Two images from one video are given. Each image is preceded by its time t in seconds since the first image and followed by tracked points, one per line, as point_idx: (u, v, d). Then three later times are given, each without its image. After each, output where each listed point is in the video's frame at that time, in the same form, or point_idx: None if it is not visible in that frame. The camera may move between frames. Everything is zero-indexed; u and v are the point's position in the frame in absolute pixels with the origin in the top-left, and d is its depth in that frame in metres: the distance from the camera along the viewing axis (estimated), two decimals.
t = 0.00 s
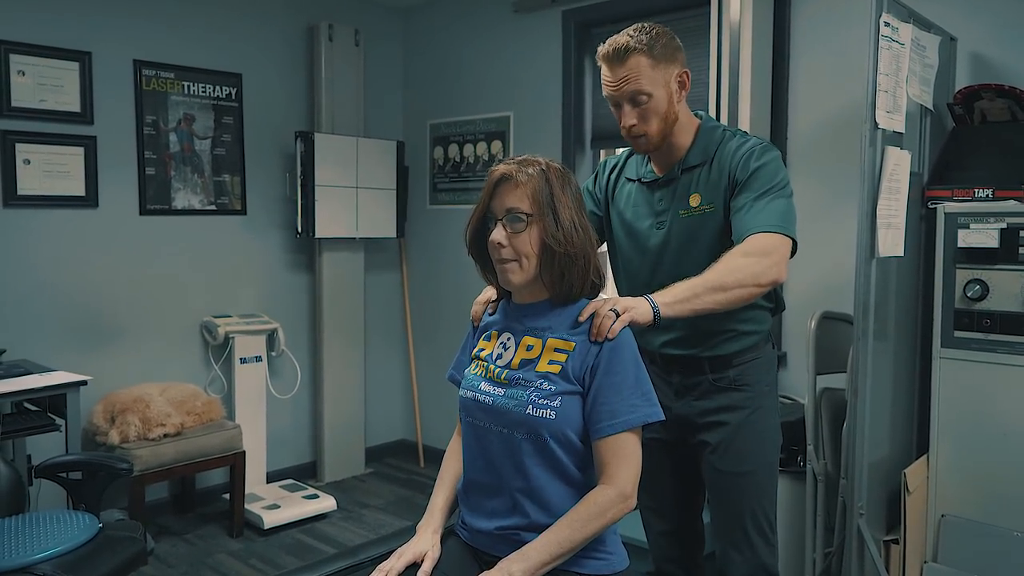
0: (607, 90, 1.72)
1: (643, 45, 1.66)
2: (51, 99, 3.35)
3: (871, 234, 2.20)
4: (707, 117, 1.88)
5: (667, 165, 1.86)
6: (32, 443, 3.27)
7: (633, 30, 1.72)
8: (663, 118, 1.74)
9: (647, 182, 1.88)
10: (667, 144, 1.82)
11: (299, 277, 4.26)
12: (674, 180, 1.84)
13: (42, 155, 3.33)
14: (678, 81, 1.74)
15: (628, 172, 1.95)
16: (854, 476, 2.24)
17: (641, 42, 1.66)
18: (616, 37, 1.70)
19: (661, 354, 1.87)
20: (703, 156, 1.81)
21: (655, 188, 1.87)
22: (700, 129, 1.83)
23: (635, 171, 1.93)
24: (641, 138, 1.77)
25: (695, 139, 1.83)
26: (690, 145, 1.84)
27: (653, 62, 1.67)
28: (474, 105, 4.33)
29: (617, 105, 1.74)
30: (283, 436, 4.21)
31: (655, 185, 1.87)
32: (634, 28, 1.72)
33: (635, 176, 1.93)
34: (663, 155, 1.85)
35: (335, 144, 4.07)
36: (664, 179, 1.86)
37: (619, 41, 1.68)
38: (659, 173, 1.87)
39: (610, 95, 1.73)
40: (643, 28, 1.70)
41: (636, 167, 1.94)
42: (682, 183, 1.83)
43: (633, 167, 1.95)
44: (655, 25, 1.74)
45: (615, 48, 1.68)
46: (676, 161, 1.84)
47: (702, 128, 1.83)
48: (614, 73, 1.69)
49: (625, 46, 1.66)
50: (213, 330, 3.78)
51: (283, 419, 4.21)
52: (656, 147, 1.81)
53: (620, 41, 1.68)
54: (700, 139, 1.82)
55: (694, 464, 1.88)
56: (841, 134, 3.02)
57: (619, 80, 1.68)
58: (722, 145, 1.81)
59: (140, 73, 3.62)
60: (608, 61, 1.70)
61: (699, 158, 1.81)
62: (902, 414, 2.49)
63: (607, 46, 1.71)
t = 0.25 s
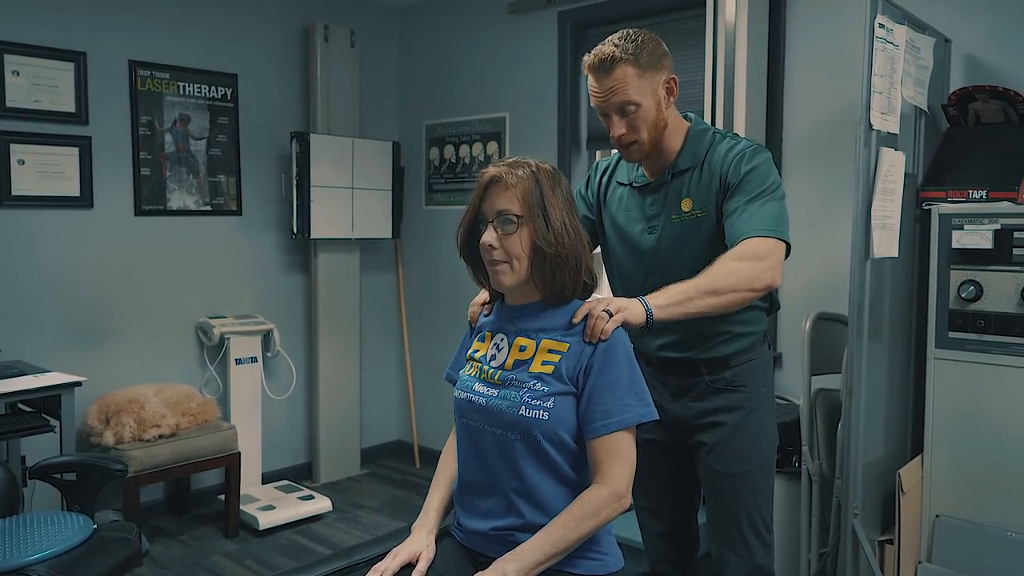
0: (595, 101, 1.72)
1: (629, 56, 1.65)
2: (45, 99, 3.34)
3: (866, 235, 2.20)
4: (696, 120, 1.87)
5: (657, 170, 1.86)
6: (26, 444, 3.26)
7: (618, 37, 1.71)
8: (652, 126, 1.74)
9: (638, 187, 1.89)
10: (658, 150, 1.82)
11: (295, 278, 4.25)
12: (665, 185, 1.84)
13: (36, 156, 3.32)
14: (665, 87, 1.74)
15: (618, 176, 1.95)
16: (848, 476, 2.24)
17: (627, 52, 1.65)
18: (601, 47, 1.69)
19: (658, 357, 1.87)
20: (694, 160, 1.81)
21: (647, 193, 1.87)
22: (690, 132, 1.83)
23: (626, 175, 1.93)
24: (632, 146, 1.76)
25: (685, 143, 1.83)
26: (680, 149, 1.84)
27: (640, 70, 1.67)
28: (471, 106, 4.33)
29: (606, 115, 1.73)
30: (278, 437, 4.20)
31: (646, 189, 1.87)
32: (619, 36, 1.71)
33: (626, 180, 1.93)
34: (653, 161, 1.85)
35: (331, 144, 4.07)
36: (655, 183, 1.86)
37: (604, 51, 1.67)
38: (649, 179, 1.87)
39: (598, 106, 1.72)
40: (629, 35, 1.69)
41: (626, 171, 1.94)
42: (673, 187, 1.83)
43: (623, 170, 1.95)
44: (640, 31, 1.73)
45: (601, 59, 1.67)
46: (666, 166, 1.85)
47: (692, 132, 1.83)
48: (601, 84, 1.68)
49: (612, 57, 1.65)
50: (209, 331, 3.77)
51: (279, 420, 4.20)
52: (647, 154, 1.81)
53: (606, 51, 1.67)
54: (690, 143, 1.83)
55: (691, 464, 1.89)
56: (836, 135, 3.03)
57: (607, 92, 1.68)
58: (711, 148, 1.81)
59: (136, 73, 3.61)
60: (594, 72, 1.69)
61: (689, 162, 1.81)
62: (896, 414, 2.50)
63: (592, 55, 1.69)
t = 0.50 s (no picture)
0: (595, 96, 1.73)
1: (629, 50, 1.67)
2: (41, 99, 3.33)
3: (862, 235, 2.21)
4: (695, 118, 1.88)
5: (656, 167, 1.87)
6: (21, 445, 3.25)
7: (619, 34, 1.72)
8: (651, 122, 1.75)
9: (636, 184, 1.89)
10: (656, 147, 1.83)
11: (291, 278, 4.25)
12: (663, 182, 1.84)
13: (32, 156, 3.32)
14: (665, 84, 1.75)
15: (617, 173, 1.96)
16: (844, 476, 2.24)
17: (628, 46, 1.67)
18: (602, 42, 1.70)
19: (652, 356, 1.87)
20: (692, 158, 1.82)
21: (645, 190, 1.88)
22: (689, 130, 1.83)
23: (625, 173, 1.94)
24: (630, 142, 1.77)
25: (683, 141, 1.84)
26: (679, 147, 1.84)
27: (640, 66, 1.68)
28: (467, 106, 4.33)
29: (605, 110, 1.74)
30: (274, 437, 4.20)
31: (645, 187, 1.88)
32: (620, 33, 1.72)
33: (624, 178, 1.93)
34: (652, 158, 1.86)
35: (327, 144, 4.07)
36: (653, 181, 1.86)
37: (605, 46, 1.69)
38: (648, 176, 1.88)
39: (598, 100, 1.73)
40: (630, 31, 1.70)
41: (625, 169, 1.95)
42: (671, 185, 1.83)
43: (623, 168, 1.96)
44: (641, 28, 1.74)
45: (602, 53, 1.68)
46: (665, 163, 1.85)
47: (690, 129, 1.83)
48: (601, 78, 1.69)
49: (613, 51, 1.67)
50: (205, 331, 3.77)
51: (275, 420, 4.20)
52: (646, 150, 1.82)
53: (606, 46, 1.68)
54: (689, 141, 1.83)
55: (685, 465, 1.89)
56: (831, 136, 3.03)
57: (607, 85, 1.69)
58: (709, 146, 1.81)
59: (132, 73, 3.61)
60: (595, 66, 1.70)
61: (687, 160, 1.82)
62: (892, 414, 2.50)
63: (593, 50, 1.71)
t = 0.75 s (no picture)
0: (595, 90, 1.73)
1: (631, 46, 1.67)
2: (37, 97, 3.33)
3: (858, 233, 2.21)
4: (693, 117, 1.88)
5: (654, 164, 1.87)
6: (18, 444, 3.25)
7: (621, 31, 1.72)
8: (650, 119, 1.75)
9: (632, 181, 1.89)
10: (654, 144, 1.83)
11: (288, 277, 4.24)
12: (659, 180, 1.84)
13: (28, 154, 3.31)
14: (664, 82, 1.75)
15: (613, 171, 1.96)
16: (841, 474, 2.25)
17: (628, 43, 1.67)
18: (603, 38, 1.71)
19: (647, 353, 1.87)
20: (689, 156, 1.82)
21: (641, 187, 1.88)
22: (687, 129, 1.84)
23: (621, 170, 1.94)
24: (628, 138, 1.77)
25: (681, 139, 1.84)
26: (676, 145, 1.84)
27: (641, 62, 1.68)
28: (464, 105, 4.33)
29: (604, 105, 1.74)
30: (271, 436, 4.20)
31: (641, 184, 1.88)
32: (622, 29, 1.72)
33: (620, 175, 1.93)
34: (650, 154, 1.86)
35: (324, 143, 4.06)
36: (649, 178, 1.86)
37: (606, 41, 1.69)
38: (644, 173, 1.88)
39: (596, 96, 1.73)
40: (630, 29, 1.70)
41: (621, 166, 1.95)
42: (667, 183, 1.83)
43: (619, 165, 1.96)
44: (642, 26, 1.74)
45: (603, 48, 1.68)
46: (662, 160, 1.85)
47: (689, 128, 1.83)
48: (601, 73, 1.69)
49: (614, 46, 1.67)
50: (201, 330, 3.76)
51: (272, 419, 4.19)
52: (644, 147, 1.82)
53: (607, 42, 1.68)
54: (687, 139, 1.83)
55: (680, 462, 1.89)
56: (828, 134, 3.04)
57: (607, 81, 1.69)
58: (706, 144, 1.81)
59: (128, 72, 3.60)
60: (595, 62, 1.70)
61: (684, 158, 1.82)
62: (889, 412, 2.51)
63: (593, 46, 1.71)
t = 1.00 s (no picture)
0: (603, 82, 1.73)
1: (642, 37, 1.68)
2: (33, 95, 3.32)
3: (855, 230, 2.22)
4: (698, 113, 1.89)
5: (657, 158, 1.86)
6: (15, 442, 3.24)
7: (630, 25, 1.73)
8: (656, 111, 1.75)
9: (634, 174, 1.89)
10: (658, 138, 1.83)
11: (286, 275, 4.24)
12: (661, 173, 1.84)
13: (25, 152, 3.30)
14: (672, 76, 1.75)
15: (616, 164, 1.96)
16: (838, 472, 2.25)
17: (637, 34, 1.68)
18: (613, 31, 1.71)
19: (643, 349, 1.88)
20: (691, 151, 1.82)
21: (642, 180, 1.88)
22: (691, 124, 1.84)
23: (623, 163, 1.94)
24: (633, 131, 1.77)
25: (685, 134, 1.84)
26: (680, 140, 1.85)
27: (650, 55, 1.68)
28: (461, 103, 4.33)
29: (611, 96, 1.74)
30: (268, 434, 4.20)
31: (643, 177, 1.88)
32: (631, 23, 1.73)
33: (622, 169, 1.93)
34: (654, 149, 1.85)
35: (322, 141, 4.06)
36: (652, 171, 1.86)
37: (617, 33, 1.69)
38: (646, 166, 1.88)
39: (604, 86, 1.73)
40: (640, 21, 1.72)
41: (623, 160, 1.95)
42: (669, 176, 1.83)
43: (621, 159, 1.96)
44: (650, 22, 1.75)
45: (613, 39, 1.69)
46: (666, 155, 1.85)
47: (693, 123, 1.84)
48: (611, 63, 1.70)
49: (625, 36, 1.67)
50: (199, 328, 3.76)
51: (269, 417, 4.19)
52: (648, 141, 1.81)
53: (617, 33, 1.69)
54: (690, 134, 1.83)
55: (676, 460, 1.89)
56: (825, 132, 3.04)
57: (616, 71, 1.69)
58: (709, 139, 1.82)
59: (125, 69, 3.59)
60: (605, 52, 1.70)
61: (687, 152, 1.82)
62: (885, 409, 2.51)
63: (603, 37, 1.72)
